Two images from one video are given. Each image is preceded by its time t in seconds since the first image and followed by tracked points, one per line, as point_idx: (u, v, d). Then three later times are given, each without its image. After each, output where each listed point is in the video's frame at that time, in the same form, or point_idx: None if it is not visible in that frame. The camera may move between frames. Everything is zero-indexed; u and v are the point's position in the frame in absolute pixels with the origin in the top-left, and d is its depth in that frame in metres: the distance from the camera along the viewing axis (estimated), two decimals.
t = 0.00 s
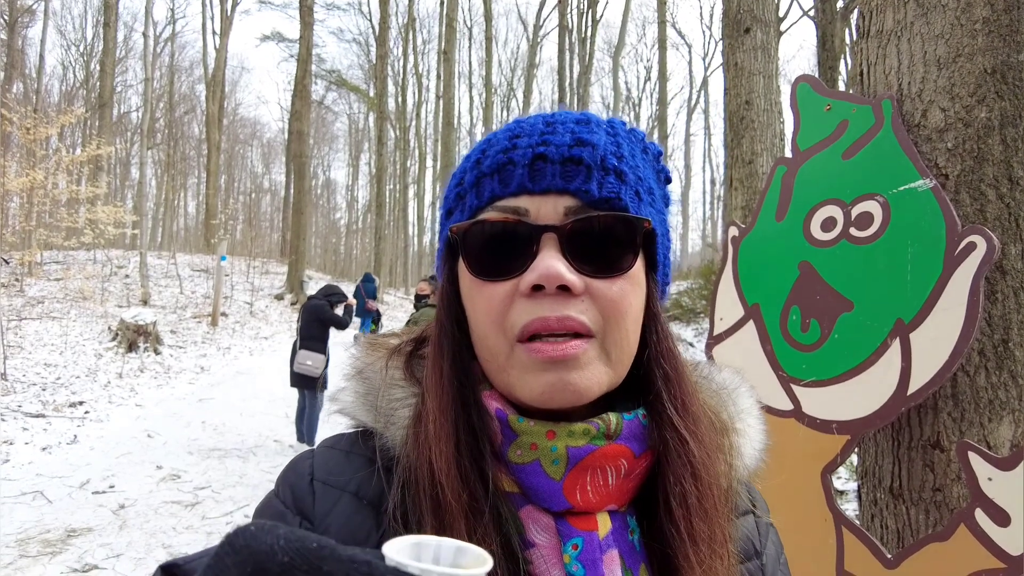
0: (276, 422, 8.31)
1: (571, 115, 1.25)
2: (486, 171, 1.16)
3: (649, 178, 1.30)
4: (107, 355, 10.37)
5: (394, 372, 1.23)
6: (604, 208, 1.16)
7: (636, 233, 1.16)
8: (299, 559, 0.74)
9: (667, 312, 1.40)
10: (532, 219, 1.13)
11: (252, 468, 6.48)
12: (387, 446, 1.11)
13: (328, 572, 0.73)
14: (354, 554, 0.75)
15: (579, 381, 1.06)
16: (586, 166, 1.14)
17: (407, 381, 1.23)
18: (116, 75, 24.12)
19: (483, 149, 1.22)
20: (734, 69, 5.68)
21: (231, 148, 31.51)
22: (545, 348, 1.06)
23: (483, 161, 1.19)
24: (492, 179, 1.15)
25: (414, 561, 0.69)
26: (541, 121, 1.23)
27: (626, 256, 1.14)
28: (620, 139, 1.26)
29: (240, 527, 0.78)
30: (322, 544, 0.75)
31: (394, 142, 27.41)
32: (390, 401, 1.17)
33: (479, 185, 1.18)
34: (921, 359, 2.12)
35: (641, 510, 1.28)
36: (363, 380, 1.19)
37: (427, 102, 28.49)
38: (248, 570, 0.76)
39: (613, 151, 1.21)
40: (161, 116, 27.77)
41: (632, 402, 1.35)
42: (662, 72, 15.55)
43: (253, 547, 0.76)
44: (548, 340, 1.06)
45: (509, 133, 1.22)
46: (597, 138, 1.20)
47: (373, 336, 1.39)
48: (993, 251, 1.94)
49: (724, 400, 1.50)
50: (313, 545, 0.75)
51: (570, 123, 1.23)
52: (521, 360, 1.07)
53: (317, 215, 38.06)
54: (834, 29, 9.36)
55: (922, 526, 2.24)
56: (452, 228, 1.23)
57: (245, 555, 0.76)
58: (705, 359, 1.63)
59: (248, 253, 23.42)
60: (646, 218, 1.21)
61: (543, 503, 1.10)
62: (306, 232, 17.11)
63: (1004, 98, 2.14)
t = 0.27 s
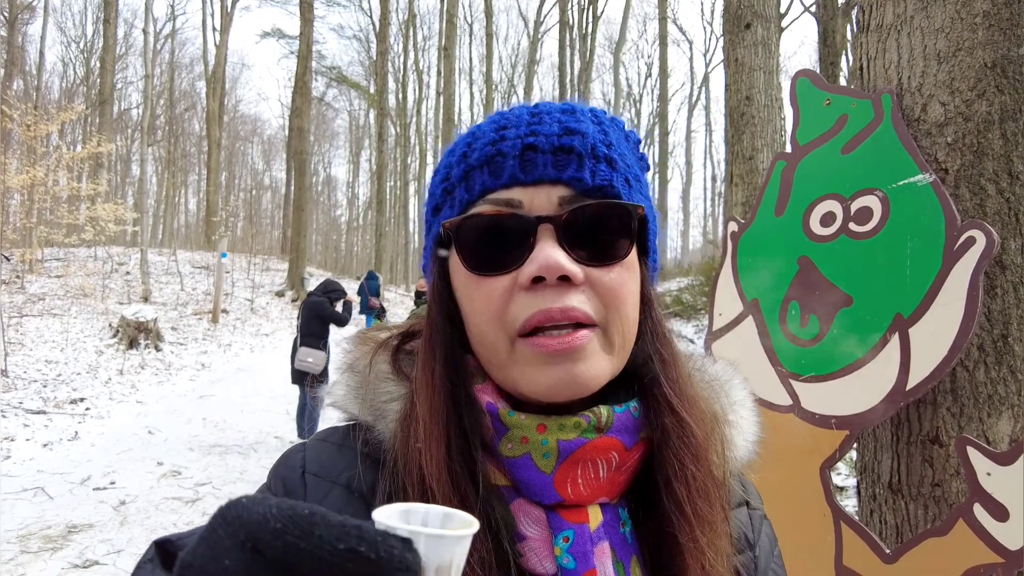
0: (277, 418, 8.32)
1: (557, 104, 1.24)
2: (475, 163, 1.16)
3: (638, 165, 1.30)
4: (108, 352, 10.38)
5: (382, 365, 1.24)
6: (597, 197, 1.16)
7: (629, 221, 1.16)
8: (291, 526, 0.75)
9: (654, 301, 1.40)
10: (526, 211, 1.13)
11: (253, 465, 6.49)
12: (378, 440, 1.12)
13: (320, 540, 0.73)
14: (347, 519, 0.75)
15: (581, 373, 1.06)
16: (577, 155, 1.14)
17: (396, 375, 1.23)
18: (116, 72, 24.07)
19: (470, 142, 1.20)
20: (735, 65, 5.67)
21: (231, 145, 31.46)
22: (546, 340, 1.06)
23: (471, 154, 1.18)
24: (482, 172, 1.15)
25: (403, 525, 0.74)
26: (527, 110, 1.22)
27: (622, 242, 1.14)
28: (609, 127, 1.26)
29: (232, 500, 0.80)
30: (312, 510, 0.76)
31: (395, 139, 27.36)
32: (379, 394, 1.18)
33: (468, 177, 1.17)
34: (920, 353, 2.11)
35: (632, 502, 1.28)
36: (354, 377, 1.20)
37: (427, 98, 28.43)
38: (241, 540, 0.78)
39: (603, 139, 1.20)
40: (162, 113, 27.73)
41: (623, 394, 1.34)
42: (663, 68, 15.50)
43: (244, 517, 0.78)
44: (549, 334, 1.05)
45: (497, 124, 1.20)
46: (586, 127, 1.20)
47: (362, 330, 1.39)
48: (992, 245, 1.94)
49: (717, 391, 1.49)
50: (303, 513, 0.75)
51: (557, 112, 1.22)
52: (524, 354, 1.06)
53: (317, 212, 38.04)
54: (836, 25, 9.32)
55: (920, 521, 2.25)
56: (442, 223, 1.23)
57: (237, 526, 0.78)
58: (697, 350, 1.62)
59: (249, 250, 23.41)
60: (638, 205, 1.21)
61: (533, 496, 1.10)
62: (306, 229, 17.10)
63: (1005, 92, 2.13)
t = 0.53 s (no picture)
0: (278, 413, 8.33)
1: (533, 85, 1.22)
2: (454, 153, 1.14)
3: (622, 143, 1.29)
4: (110, 347, 10.39)
5: (374, 359, 1.24)
6: (583, 178, 1.15)
7: (616, 201, 1.15)
8: (274, 546, 0.73)
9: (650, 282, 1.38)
10: (509, 199, 1.11)
11: (254, 459, 6.49)
12: (376, 432, 1.13)
13: (304, 558, 0.72)
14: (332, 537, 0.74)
15: (575, 360, 1.05)
16: (559, 137, 1.12)
17: (389, 367, 1.23)
18: (117, 67, 24.04)
19: (447, 133, 1.19)
20: (737, 58, 5.65)
21: (232, 141, 31.44)
22: (538, 328, 1.05)
23: (451, 143, 1.16)
24: (462, 161, 1.13)
25: (390, 542, 0.72)
26: (504, 93, 1.20)
27: (610, 225, 1.13)
28: (589, 105, 1.24)
29: (215, 511, 0.78)
30: (297, 527, 0.74)
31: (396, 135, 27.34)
32: (377, 385, 1.20)
33: (448, 168, 1.16)
34: (924, 345, 2.10)
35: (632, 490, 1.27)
36: (353, 368, 1.22)
37: (428, 93, 28.36)
38: (223, 559, 0.76)
39: (584, 118, 1.18)
40: (163, 109, 27.69)
41: (622, 379, 1.33)
42: (665, 63, 15.45)
43: (226, 531, 0.76)
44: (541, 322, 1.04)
45: (474, 110, 1.18)
46: (565, 106, 1.18)
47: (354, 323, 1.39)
48: (997, 236, 1.92)
49: (720, 376, 1.48)
50: (288, 529, 0.74)
51: (534, 93, 1.20)
52: (516, 343, 1.05)
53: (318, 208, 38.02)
54: (838, 19, 9.28)
55: (924, 514, 2.25)
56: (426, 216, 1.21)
57: (218, 540, 0.76)
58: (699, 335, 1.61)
59: (250, 246, 23.41)
60: (625, 184, 1.20)
61: (531, 485, 1.09)
62: (307, 225, 17.10)
63: (1010, 82, 2.11)
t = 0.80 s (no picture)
0: (281, 408, 8.34)
1: (564, 80, 1.20)
2: (481, 145, 1.12)
3: (654, 143, 1.27)
4: (112, 342, 10.40)
5: (394, 358, 1.21)
6: (610, 176, 1.12)
7: (645, 200, 1.12)
8: (285, 557, 0.71)
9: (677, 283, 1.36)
10: (534, 193, 1.09)
11: (257, 455, 6.49)
12: (395, 433, 1.10)
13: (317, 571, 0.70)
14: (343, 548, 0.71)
15: (595, 359, 1.02)
16: (587, 131, 1.10)
17: (409, 367, 1.21)
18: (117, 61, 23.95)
19: (475, 125, 1.17)
20: (741, 52, 5.60)
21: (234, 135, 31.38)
22: (559, 325, 1.02)
23: (478, 135, 1.15)
24: (488, 153, 1.11)
25: (407, 553, 0.69)
26: (534, 88, 1.18)
27: (637, 224, 1.10)
28: (620, 101, 1.21)
29: (221, 523, 0.76)
30: (306, 539, 0.73)
31: (398, 129, 27.27)
32: (394, 385, 1.17)
33: (474, 160, 1.14)
34: (939, 342, 2.08)
35: (658, 494, 1.25)
36: (370, 365, 1.19)
37: (429, 87, 28.25)
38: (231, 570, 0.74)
39: (615, 115, 1.17)
40: (163, 103, 27.61)
41: (647, 381, 1.32)
42: (667, 57, 15.37)
43: (233, 545, 0.74)
44: (562, 318, 1.01)
45: (502, 103, 1.17)
46: (596, 102, 1.16)
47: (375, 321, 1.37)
48: (1015, 234, 1.90)
49: (747, 377, 1.46)
50: (296, 543, 0.72)
51: (566, 88, 1.18)
52: (535, 339, 1.02)
53: (320, 203, 37.97)
54: (841, 12, 9.20)
55: (937, 513, 2.23)
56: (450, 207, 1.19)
57: (224, 554, 0.74)
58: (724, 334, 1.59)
59: (251, 241, 23.40)
60: (655, 182, 1.18)
61: (554, 487, 1.06)
62: (309, 220, 17.08)
63: None
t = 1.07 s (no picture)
0: (284, 406, 8.32)
1: (612, 75, 1.17)
2: (525, 142, 1.11)
3: (702, 141, 1.23)
4: (114, 339, 10.38)
5: (437, 355, 1.18)
6: (657, 175, 1.10)
7: (693, 200, 1.09)
8: (361, 487, 0.68)
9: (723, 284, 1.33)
10: (578, 191, 1.07)
11: (261, 452, 6.48)
12: (434, 428, 1.07)
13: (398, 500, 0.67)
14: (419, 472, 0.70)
15: (635, 363, 1.00)
16: (634, 129, 1.08)
17: (450, 363, 1.18)
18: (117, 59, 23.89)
19: (517, 124, 1.16)
20: (747, 50, 5.55)
21: (234, 133, 31.31)
22: (599, 329, 1.00)
23: (522, 132, 1.13)
24: (532, 151, 1.09)
25: (475, 472, 0.70)
26: (580, 84, 1.16)
27: (684, 225, 1.08)
28: (668, 98, 1.18)
29: (285, 468, 0.74)
30: (380, 466, 0.70)
31: (398, 126, 27.24)
32: (434, 382, 1.13)
33: (517, 157, 1.13)
34: (957, 341, 2.09)
35: (706, 494, 1.22)
36: (408, 362, 1.16)
37: (430, 84, 28.18)
38: (308, 509, 0.71)
39: (663, 111, 1.14)
40: (163, 100, 27.55)
41: (691, 382, 1.29)
42: (668, 55, 15.32)
43: (303, 483, 0.72)
44: (601, 320, 1.00)
45: (547, 100, 1.15)
46: (645, 98, 1.13)
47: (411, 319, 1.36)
48: None
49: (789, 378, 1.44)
50: (370, 471, 0.69)
51: (613, 84, 1.15)
52: (575, 340, 1.01)
53: (320, 200, 37.94)
54: (843, 10, 9.17)
55: (953, 513, 2.21)
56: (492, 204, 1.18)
57: (297, 494, 0.71)
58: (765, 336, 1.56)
59: (252, 238, 23.38)
60: (703, 183, 1.15)
61: (603, 486, 1.03)
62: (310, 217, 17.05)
63: None
